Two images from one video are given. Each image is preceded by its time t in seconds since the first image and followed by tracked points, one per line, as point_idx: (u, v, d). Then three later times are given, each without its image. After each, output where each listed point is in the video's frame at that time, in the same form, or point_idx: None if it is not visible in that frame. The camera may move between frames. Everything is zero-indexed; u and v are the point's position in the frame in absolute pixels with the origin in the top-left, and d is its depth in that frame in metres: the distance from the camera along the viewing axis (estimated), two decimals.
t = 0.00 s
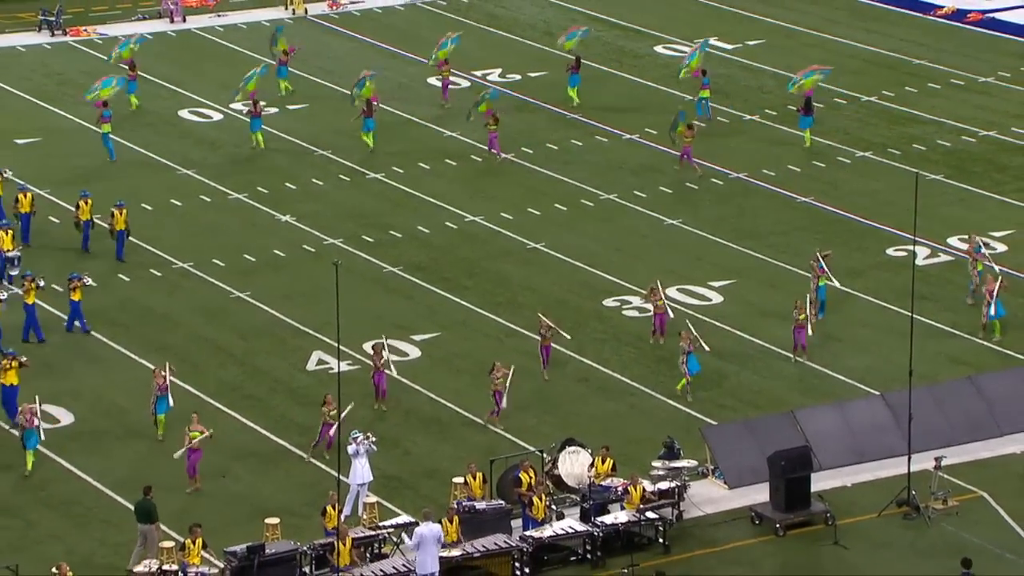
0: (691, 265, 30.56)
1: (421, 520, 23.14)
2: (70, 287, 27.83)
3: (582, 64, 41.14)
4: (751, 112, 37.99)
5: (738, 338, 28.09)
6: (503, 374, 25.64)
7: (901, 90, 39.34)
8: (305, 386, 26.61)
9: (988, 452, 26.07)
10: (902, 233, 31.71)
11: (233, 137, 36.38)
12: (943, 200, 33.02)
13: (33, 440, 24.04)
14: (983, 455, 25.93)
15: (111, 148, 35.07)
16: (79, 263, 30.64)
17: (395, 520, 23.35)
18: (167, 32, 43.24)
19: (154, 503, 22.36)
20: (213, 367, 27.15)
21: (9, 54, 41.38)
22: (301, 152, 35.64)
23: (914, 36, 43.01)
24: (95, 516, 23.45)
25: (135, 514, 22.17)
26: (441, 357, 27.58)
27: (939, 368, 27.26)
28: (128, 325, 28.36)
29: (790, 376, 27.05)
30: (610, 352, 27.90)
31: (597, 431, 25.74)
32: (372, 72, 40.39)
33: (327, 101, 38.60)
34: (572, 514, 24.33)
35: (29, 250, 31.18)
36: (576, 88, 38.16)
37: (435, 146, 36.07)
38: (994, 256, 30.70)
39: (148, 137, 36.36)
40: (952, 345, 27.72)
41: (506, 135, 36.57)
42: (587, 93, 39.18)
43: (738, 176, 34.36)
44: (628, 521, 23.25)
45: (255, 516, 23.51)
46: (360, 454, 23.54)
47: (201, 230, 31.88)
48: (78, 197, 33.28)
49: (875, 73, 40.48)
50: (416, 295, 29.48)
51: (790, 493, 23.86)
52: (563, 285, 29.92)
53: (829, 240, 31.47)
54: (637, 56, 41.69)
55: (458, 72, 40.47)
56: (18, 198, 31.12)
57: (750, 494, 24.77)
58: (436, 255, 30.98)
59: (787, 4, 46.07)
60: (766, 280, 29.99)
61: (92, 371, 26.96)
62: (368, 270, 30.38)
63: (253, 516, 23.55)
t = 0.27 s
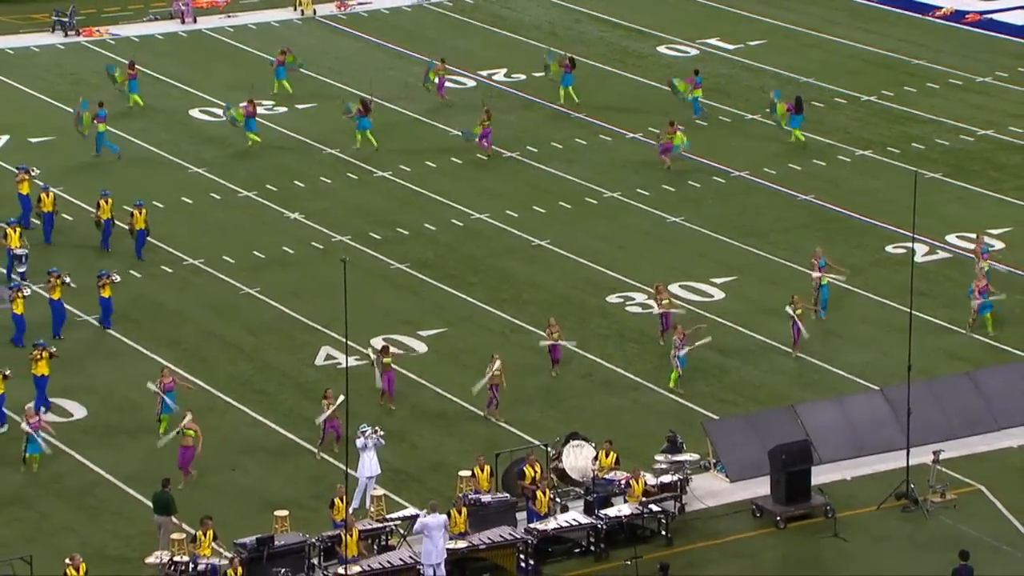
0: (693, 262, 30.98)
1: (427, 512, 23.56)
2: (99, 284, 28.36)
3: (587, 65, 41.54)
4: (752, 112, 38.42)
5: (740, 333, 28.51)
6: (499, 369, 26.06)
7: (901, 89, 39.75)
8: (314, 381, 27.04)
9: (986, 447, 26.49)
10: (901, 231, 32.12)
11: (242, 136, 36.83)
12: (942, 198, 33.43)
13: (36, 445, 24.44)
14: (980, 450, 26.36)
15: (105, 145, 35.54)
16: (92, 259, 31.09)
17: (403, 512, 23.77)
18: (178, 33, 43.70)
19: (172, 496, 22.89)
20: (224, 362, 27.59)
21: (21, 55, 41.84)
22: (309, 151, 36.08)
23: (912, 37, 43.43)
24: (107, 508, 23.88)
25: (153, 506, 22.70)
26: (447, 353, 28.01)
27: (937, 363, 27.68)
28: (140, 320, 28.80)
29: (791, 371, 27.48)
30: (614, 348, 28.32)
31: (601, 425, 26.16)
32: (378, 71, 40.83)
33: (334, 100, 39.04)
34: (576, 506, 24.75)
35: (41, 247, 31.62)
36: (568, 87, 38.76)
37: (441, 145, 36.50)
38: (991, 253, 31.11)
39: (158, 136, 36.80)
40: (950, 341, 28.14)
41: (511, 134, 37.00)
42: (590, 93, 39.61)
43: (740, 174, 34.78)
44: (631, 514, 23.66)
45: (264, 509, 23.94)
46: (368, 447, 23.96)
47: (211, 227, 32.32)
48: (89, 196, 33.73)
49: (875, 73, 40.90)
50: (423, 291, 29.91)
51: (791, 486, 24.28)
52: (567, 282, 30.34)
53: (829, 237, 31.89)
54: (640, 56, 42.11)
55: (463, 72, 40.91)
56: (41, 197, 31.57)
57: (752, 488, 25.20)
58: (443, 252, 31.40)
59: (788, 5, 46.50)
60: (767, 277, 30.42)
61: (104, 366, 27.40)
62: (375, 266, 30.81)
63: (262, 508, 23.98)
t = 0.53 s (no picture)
0: (696, 260, 31.40)
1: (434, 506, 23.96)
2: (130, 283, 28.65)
3: (592, 65, 41.96)
4: (755, 112, 38.83)
5: (742, 330, 28.93)
6: (501, 364, 26.48)
7: (901, 90, 40.16)
8: (322, 376, 27.47)
9: (983, 441, 26.91)
10: (901, 230, 32.54)
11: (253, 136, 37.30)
12: (941, 197, 33.84)
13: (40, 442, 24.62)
14: (979, 444, 26.79)
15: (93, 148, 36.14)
16: (104, 257, 31.53)
17: (410, 506, 24.18)
18: (190, 34, 44.18)
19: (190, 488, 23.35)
20: (234, 358, 28.02)
21: (33, 55, 42.31)
22: (318, 151, 36.52)
23: (911, 38, 43.85)
24: (120, 501, 24.31)
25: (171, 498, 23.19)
26: (454, 349, 28.44)
27: (936, 360, 28.10)
28: (152, 317, 29.24)
29: (793, 367, 27.90)
30: (617, 344, 28.74)
31: (605, 420, 26.58)
32: (385, 72, 41.28)
33: (343, 100, 39.49)
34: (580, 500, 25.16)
35: (53, 246, 32.06)
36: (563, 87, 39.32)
37: (447, 144, 36.93)
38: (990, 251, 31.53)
39: (169, 135, 37.25)
40: (948, 338, 28.55)
41: (516, 134, 37.42)
42: (595, 93, 40.03)
43: (743, 173, 35.19)
44: (635, 508, 24.06)
45: (274, 502, 24.36)
46: (376, 442, 24.37)
47: (220, 225, 32.76)
48: (101, 195, 34.17)
49: (875, 74, 41.30)
50: (429, 289, 30.33)
51: (792, 481, 24.70)
52: (572, 279, 30.76)
53: (829, 235, 32.30)
54: (644, 57, 42.54)
55: (469, 73, 41.34)
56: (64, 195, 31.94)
57: (753, 482, 25.61)
58: (449, 250, 31.83)
59: (790, 7, 46.91)
60: (769, 275, 30.83)
61: (116, 363, 27.84)
62: (383, 264, 31.23)
63: (272, 502, 24.40)
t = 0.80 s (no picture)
0: (700, 260, 31.77)
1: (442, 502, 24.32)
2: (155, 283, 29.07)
3: (597, 67, 42.34)
4: (757, 114, 39.19)
5: (745, 329, 29.30)
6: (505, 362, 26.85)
7: (902, 91, 40.52)
8: (331, 374, 27.85)
9: (983, 439, 27.26)
10: (902, 230, 32.90)
11: (263, 137, 37.73)
12: (942, 198, 34.20)
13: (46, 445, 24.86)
14: (979, 442, 27.16)
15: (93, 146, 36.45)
16: (116, 257, 31.92)
17: (417, 502, 24.55)
18: (201, 37, 44.59)
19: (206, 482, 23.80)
20: (244, 356, 28.40)
21: (45, 58, 42.72)
22: (326, 152, 36.91)
23: (912, 41, 44.22)
24: (132, 496, 24.68)
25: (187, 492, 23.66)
26: (461, 347, 28.81)
27: (936, 359, 28.45)
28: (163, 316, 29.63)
29: (795, 365, 28.27)
30: (622, 343, 29.11)
31: (610, 417, 26.95)
32: (392, 74, 41.68)
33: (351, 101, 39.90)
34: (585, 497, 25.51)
35: (65, 246, 32.44)
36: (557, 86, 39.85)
37: (453, 145, 37.32)
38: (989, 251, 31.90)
39: (180, 137, 37.66)
40: (948, 337, 28.91)
41: (522, 136, 37.80)
42: (600, 95, 40.42)
43: (746, 174, 35.56)
44: (639, 504, 24.41)
45: (283, 497, 24.73)
46: (383, 439, 24.72)
47: (230, 225, 33.15)
48: (112, 195, 34.57)
49: (876, 76, 41.67)
50: (436, 288, 30.71)
51: (795, 477, 25.06)
52: (577, 279, 31.13)
53: (831, 235, 32.67)
54: (648, 59, 42.92)
55: (476, 74, 41.74)
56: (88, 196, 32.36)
57: (756, 479, 25.97)
58: (456, 250, 32.20)
59: (793, 9, 47.27)
60: (771, 275, 31.20)
61: (128, 361, 28.22)
62: (390, 263, 31.61)
63: (281, 497, 24.77)
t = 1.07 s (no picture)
0: (703, 259, 32.13)
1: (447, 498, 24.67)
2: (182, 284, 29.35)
3: (602, 69, 42.71)
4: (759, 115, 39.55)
5: (747, 328, 29.66)
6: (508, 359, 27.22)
7: (902, 93, 40.87)
8: (339, 372, 28.22)
9: (982, 435, 27.60)
10: (902, 229, 33.26)
11: (272, 138, 38.12)
12: (942, 198, 34.55)
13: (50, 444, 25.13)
14: (978, 438, 27.52)
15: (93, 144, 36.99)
16: (126, 256, 32.31)
17: (423, 497, 24.91)
18: (210, 39, 44.99)
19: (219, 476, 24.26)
20: (252, 354, 28.78)
21: (56, 60, 43.11)
22: (334, 152, 37.29)
23: (913, 43, 44.57)
24: (142, 491, 25.05)
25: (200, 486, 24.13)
26: (467, 345, 29.18)
27: (936, 357, 28.82)
28: (173, 314, 30.01)
29: (797, 363, 28.64)
30: (625, 341, 29.47)
31: (614, 414, 27.31)
32: (399, 76, 42.07)
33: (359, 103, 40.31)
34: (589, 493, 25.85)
35: (76, 246, 32.81)
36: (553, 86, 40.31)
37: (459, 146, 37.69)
38: (988, 251, 32.25)
39: (190, 137, 38.06)
40: (947, 336, 29.27)
41: (527, 136, 38.17)
42: (606, 96, 40.78)
43: (748, 175, 35.91)
44: (642, 500, 24.77)
45: (292, 493, 25.09)
46: (389, 436, 25.06)
47: (238, 224, 33.53)
48: (123, 195, 34.96)
49: (877, 77, 42.03)
50: (442, 286, 31.09)
51: (796, 473, 25.42)
52: (581, 278, 31.50)
53: (832, 235, 33.03)
54: (651, 61, 43.28)
55: (481, 76, 42.13)
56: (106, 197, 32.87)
57: (758, 475, 26.33)
58: (461, 249, 32.57)
59: (795, 12, 47.63)
60: (773, 274, 31.56)
61: (138, 358, 28.61)
62: (397, 262, 31.99)
63: (290, 492, 25.14)
